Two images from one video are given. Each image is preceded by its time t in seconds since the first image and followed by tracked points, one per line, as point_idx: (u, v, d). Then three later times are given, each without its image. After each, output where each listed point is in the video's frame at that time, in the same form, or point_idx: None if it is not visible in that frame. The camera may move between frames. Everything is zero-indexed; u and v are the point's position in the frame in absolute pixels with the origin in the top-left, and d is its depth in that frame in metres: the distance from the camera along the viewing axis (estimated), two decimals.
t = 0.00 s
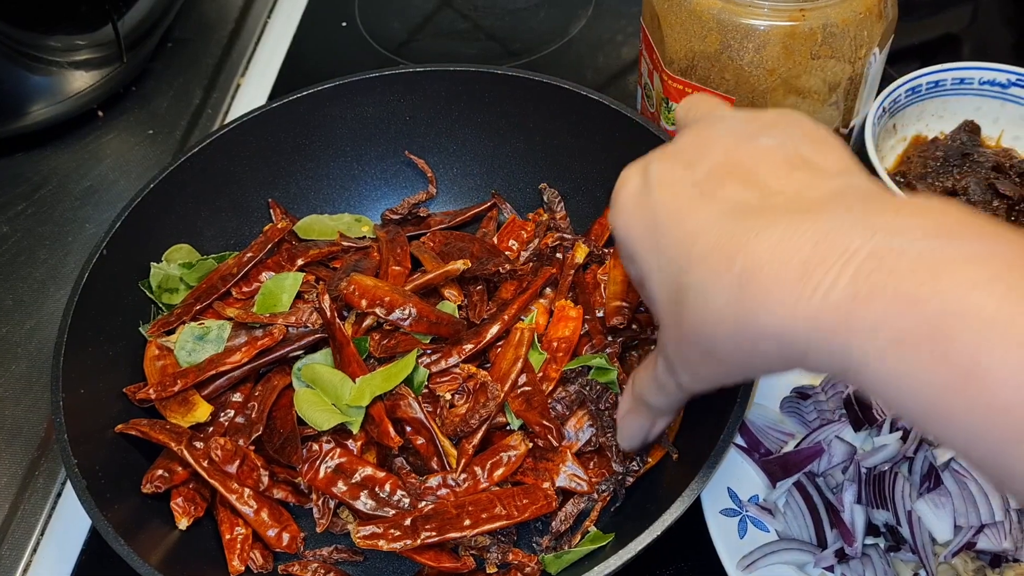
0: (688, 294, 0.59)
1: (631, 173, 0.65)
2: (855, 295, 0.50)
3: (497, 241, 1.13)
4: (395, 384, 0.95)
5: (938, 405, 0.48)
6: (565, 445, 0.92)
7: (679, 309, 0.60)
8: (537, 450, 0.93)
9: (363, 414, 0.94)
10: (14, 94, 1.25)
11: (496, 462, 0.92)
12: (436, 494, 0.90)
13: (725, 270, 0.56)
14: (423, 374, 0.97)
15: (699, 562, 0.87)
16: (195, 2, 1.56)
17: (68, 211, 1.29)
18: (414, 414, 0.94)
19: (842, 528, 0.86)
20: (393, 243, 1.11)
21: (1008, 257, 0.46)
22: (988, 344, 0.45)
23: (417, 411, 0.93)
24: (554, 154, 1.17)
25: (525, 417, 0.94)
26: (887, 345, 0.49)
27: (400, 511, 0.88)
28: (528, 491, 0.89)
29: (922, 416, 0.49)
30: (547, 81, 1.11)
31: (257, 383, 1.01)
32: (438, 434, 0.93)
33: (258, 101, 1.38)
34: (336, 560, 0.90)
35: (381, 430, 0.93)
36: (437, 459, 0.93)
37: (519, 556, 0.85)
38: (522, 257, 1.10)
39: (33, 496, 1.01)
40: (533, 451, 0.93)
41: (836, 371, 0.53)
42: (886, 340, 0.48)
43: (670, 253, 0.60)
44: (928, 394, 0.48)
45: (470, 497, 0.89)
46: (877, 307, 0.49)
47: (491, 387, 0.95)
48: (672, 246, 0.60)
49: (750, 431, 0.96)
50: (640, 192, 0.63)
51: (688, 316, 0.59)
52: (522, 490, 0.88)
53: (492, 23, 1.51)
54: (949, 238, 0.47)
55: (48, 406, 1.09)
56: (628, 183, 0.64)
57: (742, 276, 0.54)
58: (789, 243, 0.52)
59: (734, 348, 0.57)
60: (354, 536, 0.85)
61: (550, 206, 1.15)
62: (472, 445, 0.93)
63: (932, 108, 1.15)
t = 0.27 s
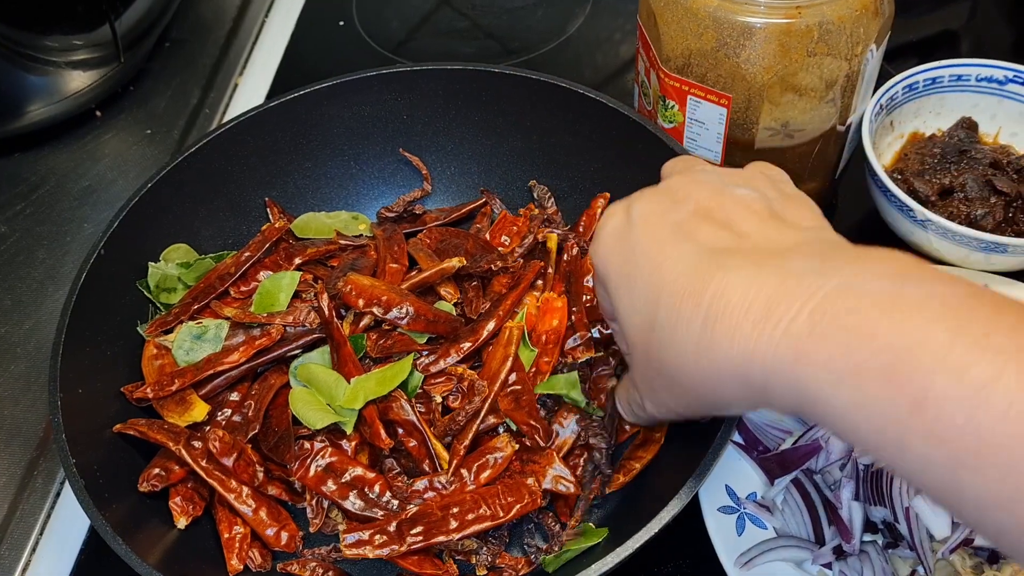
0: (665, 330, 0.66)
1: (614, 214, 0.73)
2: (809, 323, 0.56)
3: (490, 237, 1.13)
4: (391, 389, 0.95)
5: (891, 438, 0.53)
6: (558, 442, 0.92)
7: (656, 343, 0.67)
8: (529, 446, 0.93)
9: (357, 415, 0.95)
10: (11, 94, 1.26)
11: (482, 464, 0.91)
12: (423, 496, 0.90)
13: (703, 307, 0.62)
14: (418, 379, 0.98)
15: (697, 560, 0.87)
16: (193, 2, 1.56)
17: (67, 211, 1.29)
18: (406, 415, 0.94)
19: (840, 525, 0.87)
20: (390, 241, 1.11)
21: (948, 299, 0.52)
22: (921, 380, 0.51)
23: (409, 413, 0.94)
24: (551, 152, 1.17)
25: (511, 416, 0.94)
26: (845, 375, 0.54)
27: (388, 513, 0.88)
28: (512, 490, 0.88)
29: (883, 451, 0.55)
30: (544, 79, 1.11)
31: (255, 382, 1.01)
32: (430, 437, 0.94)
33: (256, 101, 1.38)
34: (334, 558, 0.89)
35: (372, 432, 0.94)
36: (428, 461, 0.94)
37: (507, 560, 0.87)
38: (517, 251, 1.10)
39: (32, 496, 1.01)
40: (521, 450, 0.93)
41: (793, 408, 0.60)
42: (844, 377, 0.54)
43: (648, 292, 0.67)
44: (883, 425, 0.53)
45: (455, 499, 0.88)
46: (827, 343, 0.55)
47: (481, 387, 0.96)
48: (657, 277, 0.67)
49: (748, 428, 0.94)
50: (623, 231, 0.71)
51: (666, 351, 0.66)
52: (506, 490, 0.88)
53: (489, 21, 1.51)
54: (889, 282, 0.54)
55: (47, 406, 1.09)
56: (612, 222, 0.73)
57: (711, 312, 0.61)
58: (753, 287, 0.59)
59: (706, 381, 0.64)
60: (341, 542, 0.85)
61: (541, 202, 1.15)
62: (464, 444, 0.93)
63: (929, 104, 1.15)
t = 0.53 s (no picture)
0: (690, 148, 0.55)
1: (635, 75, 0.63)
2: (878, 140, 0.49)
3: (495, 234, 1.13)
4: (395, 393, 0.95)
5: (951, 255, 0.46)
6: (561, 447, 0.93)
7: (681, 174, 0.55)
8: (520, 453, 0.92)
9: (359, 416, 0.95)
10: (13, 92, 1.26)
11: (482, 467, 0.91)
12: (424, 497, 0.91)
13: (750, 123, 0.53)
14: (423, 383, 0.98)
15: (702, 558, 0.87)
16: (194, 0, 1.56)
17: (69, 210, 1.29)
18: (408, 416, 0.95)
19: (846, 522, 0.86)
20: (393, 239, 1.11)
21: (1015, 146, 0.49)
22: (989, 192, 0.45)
23: (411, 413, 0.94)
24: (555, 149, 1.17)
25: (484, 427, 0.93)
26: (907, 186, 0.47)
27: (390, 512, 0.89)
28: (512, 495, 0.88)
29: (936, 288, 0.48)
30: (547, 76, 1.11)
31: (259, 380, 1.01)
32: (432, 436, 0.94)
33: (258, 99, 1.37)
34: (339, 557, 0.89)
35: (372, 432, 0.94)
36: (430, 462, 0.94)
37: (508, 557, 0.87)
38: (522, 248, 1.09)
39: (37, 495, 1.01)
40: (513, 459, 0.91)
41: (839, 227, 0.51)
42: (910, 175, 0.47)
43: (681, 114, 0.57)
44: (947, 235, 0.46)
45: (455, 501, 0.89)
46: (896, 155, 0.48)
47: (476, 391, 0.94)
48: (678, 109, 0.58)
49: (752, 424, 0.95)
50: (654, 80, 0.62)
51: (702, 160, 0.54)
52: (506, 494, 0.88)
53: (491, 19, 1.51)
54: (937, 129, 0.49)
55: (51, 405, 1.09)
56: (639, 77, 0.63)
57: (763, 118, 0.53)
58: (802, 124, 0.51)
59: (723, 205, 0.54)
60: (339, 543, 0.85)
61: (547, 199, 1.15)
62: (457, 446, 0.93)
63: (934, 100, 1.14)
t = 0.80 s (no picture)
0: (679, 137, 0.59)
1: (630, 39, 0.66)
2: (874, 135, 0.51)
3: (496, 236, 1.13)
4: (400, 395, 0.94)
5: (940, 248, 0.49)
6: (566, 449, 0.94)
7: (672, 155, 0.59)
8: (522, 457, 0.92)
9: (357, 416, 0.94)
10: (13, 96, 1.25)
11: (485, 469, 0.91)
12: (427, 500, 0.91)
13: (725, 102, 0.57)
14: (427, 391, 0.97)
15: (706, 561, 0.87)
16: (195, 2, 1.56)
17: (71, 213, 1.29)
18: (412, 420, 0.95)
19: (848, 522, 0.86)
20: (394, 241, 1.11)
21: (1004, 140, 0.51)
22: (985, 178, 0.47)
23: (414, 416, 0.95)
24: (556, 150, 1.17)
25: (491, 430, 0.94)
26: (903, 164, 0.50)
27: (394, 514, 0.90)
28: (514, 496, 0.89)
29: (927, 293, 0.52)
30: (548, 78, 1.11)
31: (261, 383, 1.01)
32: (434, 439, 0.95)
33: (259, 101, 1.38)
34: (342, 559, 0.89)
35: (376, 436, 0.94)
36: (433, 464, 0.95)
37: (511, 559, 0.87)
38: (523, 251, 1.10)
39: (40, 499, 1.01)
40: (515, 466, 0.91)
41: (828, 224, 0.55)
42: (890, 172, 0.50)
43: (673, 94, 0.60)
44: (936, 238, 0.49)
45: (457, 503, 0.89)
46: (892, 149, 0.50)
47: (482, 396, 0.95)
48: (667, 93, 0.61)
49: (755, 425, 0.95)
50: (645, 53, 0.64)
51: (693, 139, 0.58)
52: (508, 496, 0.88)
53: (491, 20, 1.51)
54: (946, 115, 0.52)
55: (53, 409, 1.09)
56: (627, 52, 0.65)
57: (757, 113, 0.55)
58: (799, 115, 0.54)
59: (728, 198, 0.57)
60: (343, 546, 0.86)
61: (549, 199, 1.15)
62: (465, 448, 0.94)
63: (936, 99, 1.14)
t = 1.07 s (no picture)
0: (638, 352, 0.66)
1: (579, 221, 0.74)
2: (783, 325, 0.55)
3: (495, 237, 1.13)
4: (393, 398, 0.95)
5: (907, 454, 0.50)
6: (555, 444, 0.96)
7: (636, 323, 0.65)
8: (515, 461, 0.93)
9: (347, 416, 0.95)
10: (14, 96, 1.25)
11: (479, 474, 0.92)
12: (421, 505, 0.91)
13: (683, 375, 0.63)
14: (422, 398, 0.99)
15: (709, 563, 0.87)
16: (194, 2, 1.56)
17: (72, 213, 1.29)
18: (406, 424, 0.95)
19: (850, 520, 0.87)
20: (395, 240, 1.11)
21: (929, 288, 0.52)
22: (918, 364, 0.49)
23: (408, 421, 0.95)
24: (556, 149, 1.16)
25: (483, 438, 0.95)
26: (803, 371, 0.54)
27: (389, 520, 0.90)
28: (510, 498, 0.89)
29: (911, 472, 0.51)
30: (549, 77, 1.10)
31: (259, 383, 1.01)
32: (430, 444, 0.94)
33: (259, 101, 1.38)
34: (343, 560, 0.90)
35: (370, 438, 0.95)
36: (427, 469, 0.95)
37: (508, 560, 0.87)
38: (522, 250, 1.09)
39: (42, 499, 1.01)
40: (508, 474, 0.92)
41: (786, 403, 0.56)
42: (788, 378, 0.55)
43: (618, 305, 0.68)
44: (843, 421, 0.53)
45: (454, 505, 0.89)
46: (807, 336, 0.54)
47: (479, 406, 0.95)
48: (642, 271, 0.66)
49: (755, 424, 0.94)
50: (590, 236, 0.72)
51: (647, 358, 0.65)
52: (504, 498, 0.89)
53: (491, 19, 1.51)
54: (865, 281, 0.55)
55: (54, 409, 1.09)
56: (582, 233, 0.73)
57: (676, 324, 0.62)
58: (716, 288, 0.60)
59: (697, 383, 0.62)
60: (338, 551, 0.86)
61: (552, 199, 1.14)
62: (463, 457, 0.93)
63: (935, 98, 1.15)
